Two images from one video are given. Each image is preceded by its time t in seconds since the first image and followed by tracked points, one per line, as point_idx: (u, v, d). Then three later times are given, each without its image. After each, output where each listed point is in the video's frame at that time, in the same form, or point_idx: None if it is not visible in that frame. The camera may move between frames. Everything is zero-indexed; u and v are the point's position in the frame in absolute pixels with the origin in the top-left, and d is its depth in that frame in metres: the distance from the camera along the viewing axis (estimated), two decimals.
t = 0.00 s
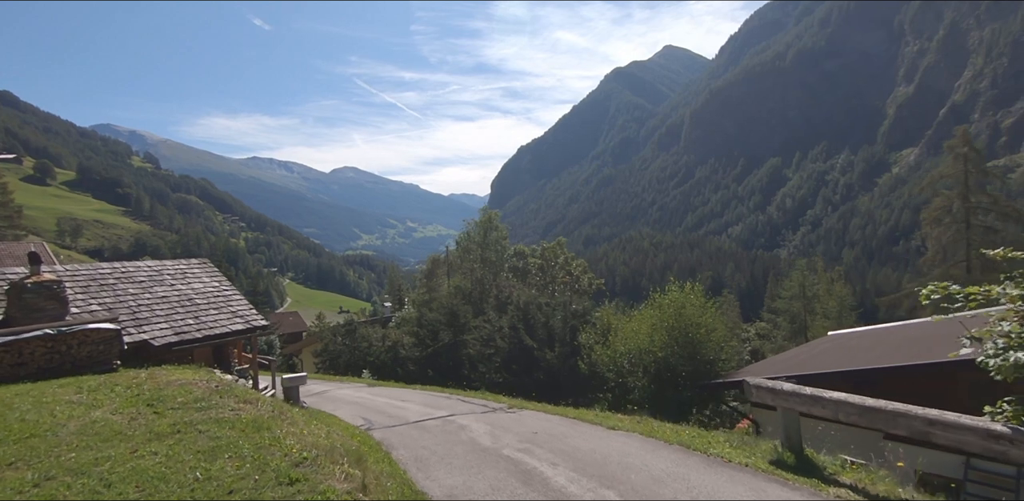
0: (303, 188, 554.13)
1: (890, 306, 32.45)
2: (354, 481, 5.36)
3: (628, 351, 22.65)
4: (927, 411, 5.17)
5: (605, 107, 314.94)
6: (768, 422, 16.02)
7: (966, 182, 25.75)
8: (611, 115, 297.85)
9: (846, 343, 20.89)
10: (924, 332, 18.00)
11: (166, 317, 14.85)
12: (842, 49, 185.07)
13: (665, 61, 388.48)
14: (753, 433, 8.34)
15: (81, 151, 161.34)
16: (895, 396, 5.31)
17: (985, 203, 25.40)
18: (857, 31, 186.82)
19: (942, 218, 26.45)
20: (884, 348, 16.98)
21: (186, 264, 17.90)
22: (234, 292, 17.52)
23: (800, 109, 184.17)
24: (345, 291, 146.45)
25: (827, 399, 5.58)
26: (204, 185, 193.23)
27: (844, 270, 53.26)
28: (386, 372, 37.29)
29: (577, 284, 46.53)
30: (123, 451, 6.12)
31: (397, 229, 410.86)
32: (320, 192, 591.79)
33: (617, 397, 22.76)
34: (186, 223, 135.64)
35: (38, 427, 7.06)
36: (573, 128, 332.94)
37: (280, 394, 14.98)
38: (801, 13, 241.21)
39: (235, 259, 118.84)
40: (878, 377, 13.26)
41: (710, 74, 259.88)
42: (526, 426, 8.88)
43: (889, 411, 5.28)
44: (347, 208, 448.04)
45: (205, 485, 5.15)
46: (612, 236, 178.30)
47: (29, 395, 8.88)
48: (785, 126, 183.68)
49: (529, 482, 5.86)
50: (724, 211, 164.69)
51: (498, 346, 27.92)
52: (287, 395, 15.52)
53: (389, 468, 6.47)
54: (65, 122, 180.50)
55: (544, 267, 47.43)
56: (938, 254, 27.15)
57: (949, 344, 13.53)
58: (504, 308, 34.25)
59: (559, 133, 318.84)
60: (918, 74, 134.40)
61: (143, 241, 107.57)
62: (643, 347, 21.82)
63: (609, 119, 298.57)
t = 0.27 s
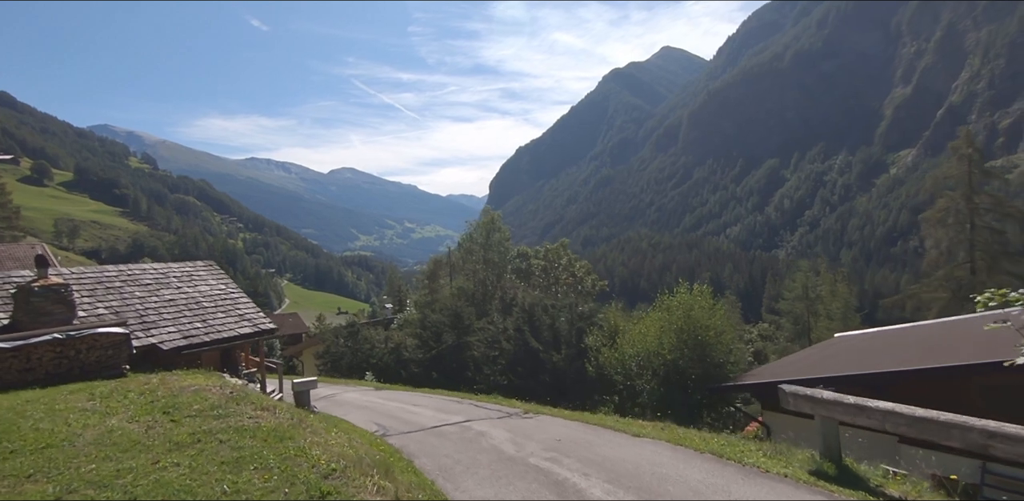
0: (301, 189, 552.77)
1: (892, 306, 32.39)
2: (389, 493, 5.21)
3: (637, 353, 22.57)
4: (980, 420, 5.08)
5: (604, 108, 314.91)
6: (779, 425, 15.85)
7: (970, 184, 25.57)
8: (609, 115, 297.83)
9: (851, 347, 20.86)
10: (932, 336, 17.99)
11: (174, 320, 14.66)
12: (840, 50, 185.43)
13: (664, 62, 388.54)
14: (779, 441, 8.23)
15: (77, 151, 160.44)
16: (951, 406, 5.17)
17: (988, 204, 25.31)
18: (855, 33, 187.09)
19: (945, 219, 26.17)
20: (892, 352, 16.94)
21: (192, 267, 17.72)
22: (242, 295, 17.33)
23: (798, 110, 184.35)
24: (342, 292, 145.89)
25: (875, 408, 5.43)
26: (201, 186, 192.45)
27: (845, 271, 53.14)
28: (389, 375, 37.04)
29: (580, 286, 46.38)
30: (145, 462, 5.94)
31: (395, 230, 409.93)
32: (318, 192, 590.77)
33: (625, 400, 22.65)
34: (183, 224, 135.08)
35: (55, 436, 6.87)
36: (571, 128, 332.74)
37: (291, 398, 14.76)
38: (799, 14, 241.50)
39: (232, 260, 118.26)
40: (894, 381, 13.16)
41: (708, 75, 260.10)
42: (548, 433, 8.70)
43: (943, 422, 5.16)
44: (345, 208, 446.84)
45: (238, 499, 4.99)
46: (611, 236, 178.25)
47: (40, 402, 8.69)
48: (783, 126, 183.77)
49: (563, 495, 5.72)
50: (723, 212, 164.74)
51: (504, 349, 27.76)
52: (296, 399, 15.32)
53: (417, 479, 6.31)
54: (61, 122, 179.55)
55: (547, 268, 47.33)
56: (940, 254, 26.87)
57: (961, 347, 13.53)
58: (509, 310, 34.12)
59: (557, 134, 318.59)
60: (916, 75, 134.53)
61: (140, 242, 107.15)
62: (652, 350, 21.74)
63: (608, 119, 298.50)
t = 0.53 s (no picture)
0: (298, 190, 551.78)
1: (894, 307, 32.34)
2: None
3: (644, 356, 22.37)
4: None
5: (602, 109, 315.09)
6: (789, 431, 15.73)
7: (973, 186, 25.47)
8: (607, 116, 297.97)
9: (856, 350, 20.72)
10: (938, 339, 17.91)
11: (180, 324, 14.44)
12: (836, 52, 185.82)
13: (661, 63, 389.28)
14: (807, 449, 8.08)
15: (73, 152, 159.83)
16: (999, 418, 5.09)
17: (990, 207, 25.22)
18: (852, 35, 187.56)
19: (948, 222, 26.03)
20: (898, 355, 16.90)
21: (197, 269, 17.50)
22: (247, 298, 17.11)
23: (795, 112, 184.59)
24: (340, 294, 145.47)
25: (921, 418, 5.34)
26: (198, 187, 191.89)
27: (846, 272, 53.12)
28: (390, 377, 36.74)
29: (582, 288, 46.22)
30: (166, 474, 5.79)
31: (393, 231, 409.45)
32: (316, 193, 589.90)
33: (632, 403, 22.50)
34: (180, 225, 134.67)
35: (70, 446, 6.68)
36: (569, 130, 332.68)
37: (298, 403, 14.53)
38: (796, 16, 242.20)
39: (230, 261, 117.85)
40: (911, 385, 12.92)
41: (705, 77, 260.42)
42: (568, 441, 8.52)
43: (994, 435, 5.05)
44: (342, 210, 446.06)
45: None
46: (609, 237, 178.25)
47: (49, 410, 8.48)
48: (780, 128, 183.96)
49: None
50: (720, 213, 164.93)
51: (508, 351, 27.54)
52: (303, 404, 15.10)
53: (443, 489, 6.16)
54: (57, 122, 178.80)
55: (549, 270, 47.17)
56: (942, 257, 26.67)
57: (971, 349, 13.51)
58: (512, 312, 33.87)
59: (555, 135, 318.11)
60: (912, 77, 134.99)
61: (137, 243, 106.71)
62: (660, 353, 21.57)
63: (605, 121, 298.56)
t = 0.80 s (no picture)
0: (295, 190, 550.43)
1: (896, 308, 32.25)
2: None
3: (652, 357, 22.32)
4: None
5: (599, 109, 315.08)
6: (800, 433, 15.69)
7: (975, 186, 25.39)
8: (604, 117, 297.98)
9: (865, 350, 20.56)
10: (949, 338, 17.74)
11: (187, 325, 14.23)
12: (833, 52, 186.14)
13: (658, 64, 389.75)
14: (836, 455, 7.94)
15: (69, 152, 158.90)
16: None
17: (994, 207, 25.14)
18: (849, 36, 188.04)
19: (951, 222, 25.92)
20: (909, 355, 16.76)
21: (201, 270, 17.27)
22: (253, 299, 16.90)
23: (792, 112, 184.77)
24: (337, 294, 144.98)
25: (971, 424, 5.21)
26: (194, 187, 191.09)
27: (848, 272, 52.99)
28: (393, 378, 36.52)
29: (585, 288, 46.03)
30: (189, 483, 5.58)
31: (390, 232, 408.78)
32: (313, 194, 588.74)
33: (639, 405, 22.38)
34: (176, 225, 134.06)
35: (85, 454, 6.47)
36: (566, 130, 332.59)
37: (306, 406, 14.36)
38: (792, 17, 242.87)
39: (226, 262, 117.33)
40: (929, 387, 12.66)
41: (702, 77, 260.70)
42: (591, 447, 8.33)
43: None
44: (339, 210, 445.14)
45: None
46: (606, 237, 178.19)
47: (60, 415, 8.27)
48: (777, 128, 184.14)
49: None
50: (717, 213, 165.11)
51: (513, 352, 27.36)
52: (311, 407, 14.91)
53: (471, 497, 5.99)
54: (52, 122, 177.72)
55: (551, 270, 47.04)
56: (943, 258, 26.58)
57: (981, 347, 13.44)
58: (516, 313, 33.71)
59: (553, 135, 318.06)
60: (908, 77, 135.45)
61: (133, 243, 106.09)
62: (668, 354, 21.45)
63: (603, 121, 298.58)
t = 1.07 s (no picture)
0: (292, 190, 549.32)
1: (898, 308, 32.18)
2: None
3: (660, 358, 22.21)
4: None
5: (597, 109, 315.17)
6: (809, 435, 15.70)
7: (977, 186, 25.28)
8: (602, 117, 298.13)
9: (875, 350, 20.43)
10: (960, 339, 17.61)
11: (194, 327, 14.02)
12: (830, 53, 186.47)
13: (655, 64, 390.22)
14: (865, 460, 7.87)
15: (64, 151, 158.04)
16: None
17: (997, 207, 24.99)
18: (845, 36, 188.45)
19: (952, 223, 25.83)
20: (920, 356, 16.64)
21: (207, 271, 17.06)
22: (260, 300, 16.69)
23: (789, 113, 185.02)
24: (334, 294, 144.54)
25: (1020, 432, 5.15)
26: (191, 187, 190.37)
27: (850, 273, 52.82)
28: (395, 379, 36.33)
29: (588, 288, 45.90)
30: (214, 494, 5.41)
31: (387, 231, 408.14)
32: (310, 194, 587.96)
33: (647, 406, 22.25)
34: (173, 225, 133.50)
35: (103, 463, 6.28)
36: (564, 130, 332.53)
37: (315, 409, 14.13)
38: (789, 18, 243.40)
39: (223, 262, 116.85)
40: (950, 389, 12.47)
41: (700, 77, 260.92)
42: (616, 451, 8.17)
43: None
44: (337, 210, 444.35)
45: None
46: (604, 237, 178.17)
47: (72, 420, 8.07)
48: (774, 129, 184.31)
49: None
50: (714, 213, 165.24)
51: (517, 353, 27.15)
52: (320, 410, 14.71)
53: None
54: (48, 122, 176.77)
55: (553, 270, 46.93)
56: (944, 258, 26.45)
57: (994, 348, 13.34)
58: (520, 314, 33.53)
59: (550, 135, 317.95)
60: (905, 78, 135.77)
61: (130, 243, 105.54)
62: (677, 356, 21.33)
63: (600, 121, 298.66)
